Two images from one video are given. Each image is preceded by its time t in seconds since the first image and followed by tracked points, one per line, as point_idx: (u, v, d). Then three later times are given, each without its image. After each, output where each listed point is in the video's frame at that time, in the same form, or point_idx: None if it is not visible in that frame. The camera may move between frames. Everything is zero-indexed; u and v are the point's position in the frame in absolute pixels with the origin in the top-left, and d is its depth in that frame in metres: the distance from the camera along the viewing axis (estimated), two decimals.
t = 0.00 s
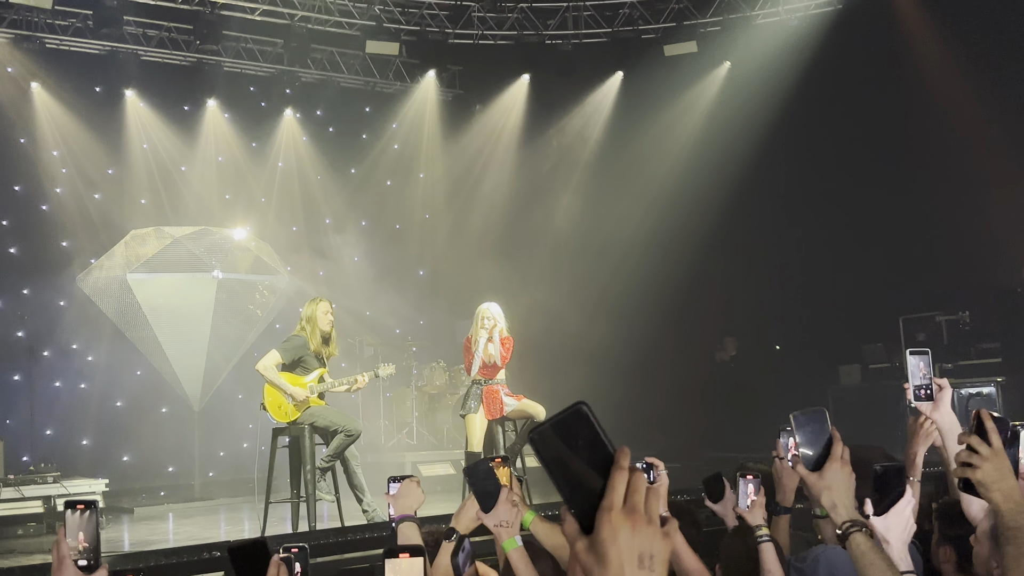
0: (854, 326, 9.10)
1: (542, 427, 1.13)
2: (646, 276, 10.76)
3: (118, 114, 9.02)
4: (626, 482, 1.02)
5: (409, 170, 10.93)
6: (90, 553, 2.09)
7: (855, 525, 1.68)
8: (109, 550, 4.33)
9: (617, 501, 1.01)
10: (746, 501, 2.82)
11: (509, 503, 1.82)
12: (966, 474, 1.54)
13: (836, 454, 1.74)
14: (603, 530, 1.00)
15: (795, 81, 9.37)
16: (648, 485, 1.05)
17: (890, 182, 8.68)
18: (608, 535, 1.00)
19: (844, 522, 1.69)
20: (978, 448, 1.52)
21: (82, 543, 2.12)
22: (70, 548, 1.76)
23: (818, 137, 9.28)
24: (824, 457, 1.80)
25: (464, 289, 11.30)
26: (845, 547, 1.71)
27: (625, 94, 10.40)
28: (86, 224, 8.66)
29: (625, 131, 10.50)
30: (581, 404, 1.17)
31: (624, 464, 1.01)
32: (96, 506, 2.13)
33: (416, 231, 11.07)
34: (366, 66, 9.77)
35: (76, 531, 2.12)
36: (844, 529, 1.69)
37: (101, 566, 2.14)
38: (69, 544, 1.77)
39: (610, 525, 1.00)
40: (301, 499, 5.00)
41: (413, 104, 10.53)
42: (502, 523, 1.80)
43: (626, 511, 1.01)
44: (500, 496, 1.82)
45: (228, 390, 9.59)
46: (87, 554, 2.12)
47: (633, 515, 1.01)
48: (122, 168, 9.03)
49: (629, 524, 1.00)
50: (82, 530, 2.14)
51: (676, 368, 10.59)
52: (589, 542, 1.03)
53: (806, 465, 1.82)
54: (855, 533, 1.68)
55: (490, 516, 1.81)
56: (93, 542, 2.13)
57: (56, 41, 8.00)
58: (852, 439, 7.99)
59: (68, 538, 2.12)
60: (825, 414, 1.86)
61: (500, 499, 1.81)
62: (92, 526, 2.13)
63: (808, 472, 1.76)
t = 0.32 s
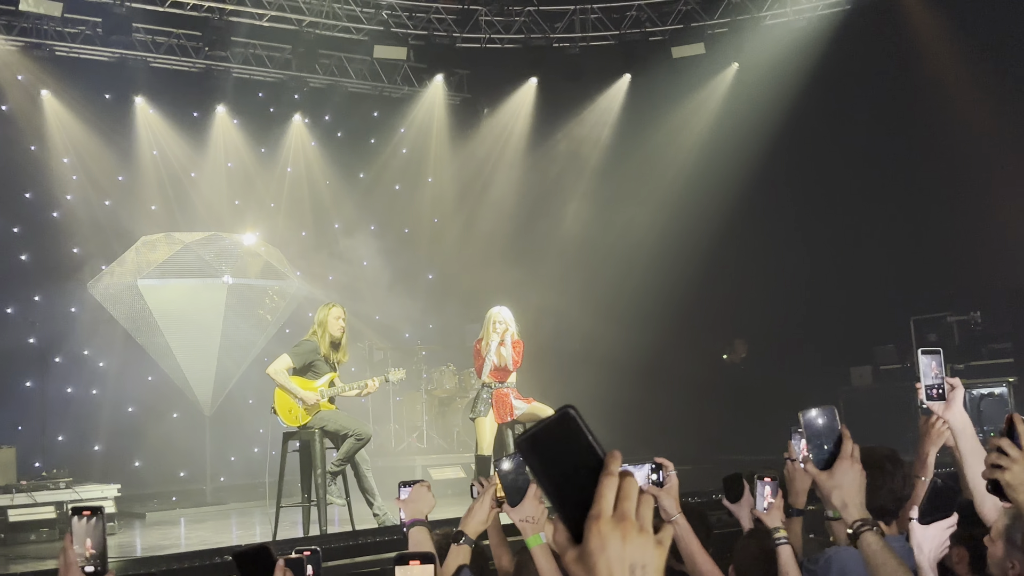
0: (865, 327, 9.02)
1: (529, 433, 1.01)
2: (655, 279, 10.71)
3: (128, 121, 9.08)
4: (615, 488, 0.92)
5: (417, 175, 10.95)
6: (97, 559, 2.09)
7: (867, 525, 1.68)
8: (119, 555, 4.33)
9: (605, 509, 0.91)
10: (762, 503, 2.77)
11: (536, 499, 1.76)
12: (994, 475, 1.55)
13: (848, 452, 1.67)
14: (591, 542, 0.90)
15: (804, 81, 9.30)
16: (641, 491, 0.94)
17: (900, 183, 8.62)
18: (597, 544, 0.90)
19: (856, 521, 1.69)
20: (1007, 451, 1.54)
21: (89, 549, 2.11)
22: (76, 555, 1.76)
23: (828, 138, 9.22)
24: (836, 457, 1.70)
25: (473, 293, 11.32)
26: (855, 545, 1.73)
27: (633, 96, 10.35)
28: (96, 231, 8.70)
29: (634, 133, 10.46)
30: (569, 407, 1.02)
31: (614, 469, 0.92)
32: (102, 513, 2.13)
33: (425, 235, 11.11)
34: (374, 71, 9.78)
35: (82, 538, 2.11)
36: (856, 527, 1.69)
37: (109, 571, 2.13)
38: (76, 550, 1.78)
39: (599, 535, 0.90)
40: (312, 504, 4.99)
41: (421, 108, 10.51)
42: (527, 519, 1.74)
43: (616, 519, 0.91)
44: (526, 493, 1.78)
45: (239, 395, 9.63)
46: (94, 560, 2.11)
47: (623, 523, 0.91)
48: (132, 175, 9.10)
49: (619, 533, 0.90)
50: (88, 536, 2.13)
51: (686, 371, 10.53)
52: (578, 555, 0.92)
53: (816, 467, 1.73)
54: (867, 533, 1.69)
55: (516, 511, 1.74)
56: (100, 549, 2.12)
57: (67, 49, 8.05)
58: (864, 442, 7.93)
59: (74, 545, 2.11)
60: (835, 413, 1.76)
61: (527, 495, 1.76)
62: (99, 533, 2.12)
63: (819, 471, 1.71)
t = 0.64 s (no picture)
0: (878, 325, 8.95)
1: (523, 436, 1.04)
2: (666, 277, 10.63)
3: (139, 124, 9.12)
4: (611, 489, 0.99)
5: (427, 175, 11.01)
6: (106, 563, 2.08)
7: (879, 524, 1.59)
8: (133, 558, 4.33)
9: (601, 510, 0.98)
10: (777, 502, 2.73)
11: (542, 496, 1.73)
12: (998, 470, 1.52)
13: (860, 452, 1.65)
14: (589, 540, 0.97)
15: (815, 77, 9.22)
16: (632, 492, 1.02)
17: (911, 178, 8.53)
18: (595, 544, 0.97)
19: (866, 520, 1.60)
20: (1011, 444, 1.52)
21: (98, 553, 2.10)
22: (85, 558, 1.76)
23: (839, 134, 9.14)
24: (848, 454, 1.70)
25: (483, 293, 11.31)
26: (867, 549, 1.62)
27: (642, 95, 10.33)
28: (108, 234, 8.74)
29: (644, 132, 10.42)
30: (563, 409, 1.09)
31: (608, 472, 0.99)
32: (111, 516, 2.12)
33: (436, 235, 11.15)
34: (383, 72, 9.76)
35: (92, 541, 2.11)
36: (867, 527, 1.60)
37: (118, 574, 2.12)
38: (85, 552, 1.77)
39: (596, 535, 0.97)
40: (325, 505, 4.98)
41: (431, 109, 10.54)
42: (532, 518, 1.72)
43: (612, 519, 0.98)
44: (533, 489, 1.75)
45: (251, 397, 9.65)
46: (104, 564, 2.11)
47: (618, 523, 0.98)
48: (143, 178, 9.14)
49: (615, 534, 0.97)
50: (98, 539, 2.13)
51: (698, 371, 10.41)
52: (576, 553, 0.99)
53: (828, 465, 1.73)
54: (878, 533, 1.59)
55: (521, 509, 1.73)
56: (109, 553, 2.12)
57: (77, 52, 8.07)
58: (879, 440, 7.84)
59: (84, 548, 2.11)
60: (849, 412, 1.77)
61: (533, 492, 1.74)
62: (108, 536, 2.11)
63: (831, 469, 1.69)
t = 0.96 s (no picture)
0: (885, 319, 8.89)
1: (530, 439, 1.13)
2: (674, 272, 10.61)
3: (145, 122, 9.13)
4: (614, 483, 1.01)
5: (433, 170, 11.01)
6: (116, 562, 2.09)
7: (883, 516, 1.56)
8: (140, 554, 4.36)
9: (607, 501, 0.99)
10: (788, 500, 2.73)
11: (524, 501, 1.77)
12: (981, 464, 1.52)
13: (865, 445, 1.63)
14: (596, 532, 0.99)
15: (822, 69, 9.17)
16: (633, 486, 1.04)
17: (918, 171, 8.46)
18: (602, 535, 0.99)
19: (869, 512, 1.58)
20: (991, 437, 1.51)
21: (109, 551, 2.11)
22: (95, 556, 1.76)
23: (846, 127, 9.08)
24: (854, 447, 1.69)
25: (490, 290, 11.31)
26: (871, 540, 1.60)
27: (648, 89, 10.26)
28: (115, 232, 8.79)
29: (650, 126, 10.39)
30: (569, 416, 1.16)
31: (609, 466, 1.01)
32: (122, 514, 2.13)
33: (442, 232, 11.17)
34: (388, 68, 9.73)
35: (103, 540, 2.11)
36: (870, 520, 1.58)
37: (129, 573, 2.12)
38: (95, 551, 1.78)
39: (603, 525, 0.99)
40: (332, 502, 4.99)
41: (437, 106, 10.53)
42: (517, 521, 1.74)
43: (617, 510, 1.00)
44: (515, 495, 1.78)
45: (259, 394, 9.68)
46: (114, 562, 2.11)
47: (624, 514, 0.99)
48: (150, 176, 9.18)
49: (621, 525, 0.99)
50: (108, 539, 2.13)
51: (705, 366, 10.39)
52: (583, 545, 1.01)
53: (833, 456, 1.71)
54: (883, 526, 1.57)
55: (505, 514, 1.75)
56: (119, 551, 2.12)
57: (82, 51, 8.09)
58: (886, 434, 7.80)
59: (94, 547, 2.12)
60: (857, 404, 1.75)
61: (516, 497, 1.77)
62: (118, 535, 2.11)
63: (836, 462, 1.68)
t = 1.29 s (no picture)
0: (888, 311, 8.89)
1: (520, 434, 1.12)
2: (676, 265, 10.57)
3: (147, 116, 9.14)
4: (600, 477, 1.13)
5: (435, 163, 11.00)
6: (115, 555, 2.09)
7: (882, 510, 1.54)
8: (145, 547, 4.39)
9: (593, 496, 1.12)
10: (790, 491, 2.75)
11: (518, 504, 1.76)
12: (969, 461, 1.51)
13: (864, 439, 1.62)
14: (582, 523, 1.13)
15: (824, 62, 9.14)
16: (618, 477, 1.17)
17: (921, 164, 8.44)
18: (588, 527, 1.13)
19: (869, 507, 1.56)
20: (977, 434, 1.51)
21: (108, 546, 2.11)
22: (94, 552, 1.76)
23: (849, 120, 9.05)
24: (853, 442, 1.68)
25: (492, 283, 11.29)
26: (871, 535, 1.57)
27: (650, 81, 10.22)
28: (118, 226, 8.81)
29: (652, 119, 10.35)
30: (556, 406, 1.15)
31: (596, 461, 1.12)
32: (121, 508, 2.14)
33: (445, 225, 11.17)
34: (390, 62, 9.71)
35: (101, 534, 2.12)
36: (869, 514, 1.56)
37: (128, 566, 2.13)
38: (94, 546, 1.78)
39: (589, 517, 1.13)
40: (335, 494, 5.01)
41: (438, 99, 10.53)
42: (509, 524, 1.73)
43: (602, 503, 1.13)
44: (509, 497, 1.77)
45: (262, 388, 9.72)
46: (113, 556, 2.12)
47: (608, 506, 1.13)
48: (152, 171, 9.23)
49: (606, 517, 1.13)
50: (107, 532, 2.13)
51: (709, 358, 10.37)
52: (568, 533, 1.15)
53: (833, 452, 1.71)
54: (882, 519, 1.54)
55: (497, 516, 1.75)
56: (119, 545, 2.12)
57: (84, 45, 8.08)
58: (887, 427, 7.81)
59: (93, 540, 2.12)
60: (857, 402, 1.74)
61: (509, 499, 1.76)
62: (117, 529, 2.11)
63: (835, 457, 1.68)
